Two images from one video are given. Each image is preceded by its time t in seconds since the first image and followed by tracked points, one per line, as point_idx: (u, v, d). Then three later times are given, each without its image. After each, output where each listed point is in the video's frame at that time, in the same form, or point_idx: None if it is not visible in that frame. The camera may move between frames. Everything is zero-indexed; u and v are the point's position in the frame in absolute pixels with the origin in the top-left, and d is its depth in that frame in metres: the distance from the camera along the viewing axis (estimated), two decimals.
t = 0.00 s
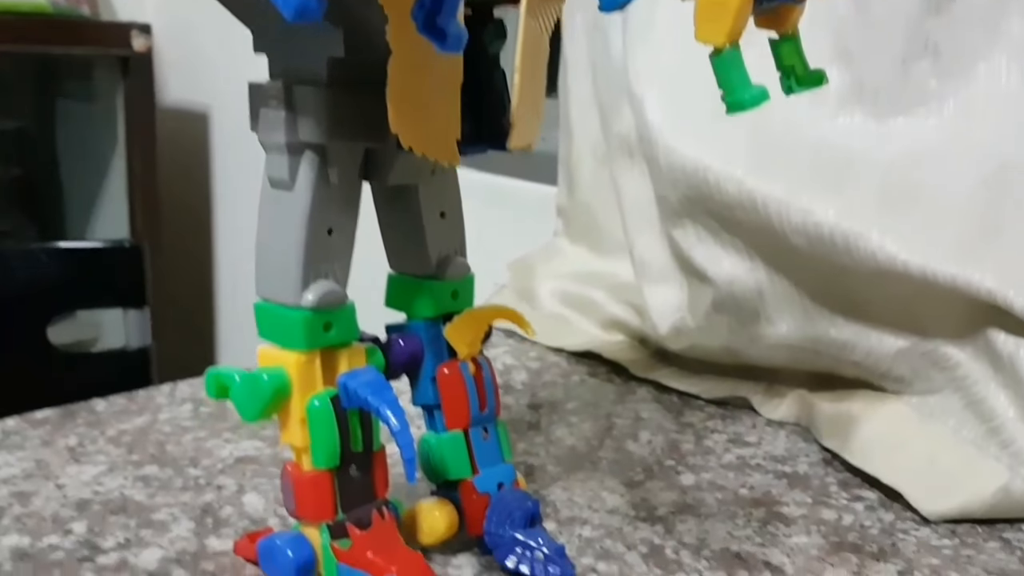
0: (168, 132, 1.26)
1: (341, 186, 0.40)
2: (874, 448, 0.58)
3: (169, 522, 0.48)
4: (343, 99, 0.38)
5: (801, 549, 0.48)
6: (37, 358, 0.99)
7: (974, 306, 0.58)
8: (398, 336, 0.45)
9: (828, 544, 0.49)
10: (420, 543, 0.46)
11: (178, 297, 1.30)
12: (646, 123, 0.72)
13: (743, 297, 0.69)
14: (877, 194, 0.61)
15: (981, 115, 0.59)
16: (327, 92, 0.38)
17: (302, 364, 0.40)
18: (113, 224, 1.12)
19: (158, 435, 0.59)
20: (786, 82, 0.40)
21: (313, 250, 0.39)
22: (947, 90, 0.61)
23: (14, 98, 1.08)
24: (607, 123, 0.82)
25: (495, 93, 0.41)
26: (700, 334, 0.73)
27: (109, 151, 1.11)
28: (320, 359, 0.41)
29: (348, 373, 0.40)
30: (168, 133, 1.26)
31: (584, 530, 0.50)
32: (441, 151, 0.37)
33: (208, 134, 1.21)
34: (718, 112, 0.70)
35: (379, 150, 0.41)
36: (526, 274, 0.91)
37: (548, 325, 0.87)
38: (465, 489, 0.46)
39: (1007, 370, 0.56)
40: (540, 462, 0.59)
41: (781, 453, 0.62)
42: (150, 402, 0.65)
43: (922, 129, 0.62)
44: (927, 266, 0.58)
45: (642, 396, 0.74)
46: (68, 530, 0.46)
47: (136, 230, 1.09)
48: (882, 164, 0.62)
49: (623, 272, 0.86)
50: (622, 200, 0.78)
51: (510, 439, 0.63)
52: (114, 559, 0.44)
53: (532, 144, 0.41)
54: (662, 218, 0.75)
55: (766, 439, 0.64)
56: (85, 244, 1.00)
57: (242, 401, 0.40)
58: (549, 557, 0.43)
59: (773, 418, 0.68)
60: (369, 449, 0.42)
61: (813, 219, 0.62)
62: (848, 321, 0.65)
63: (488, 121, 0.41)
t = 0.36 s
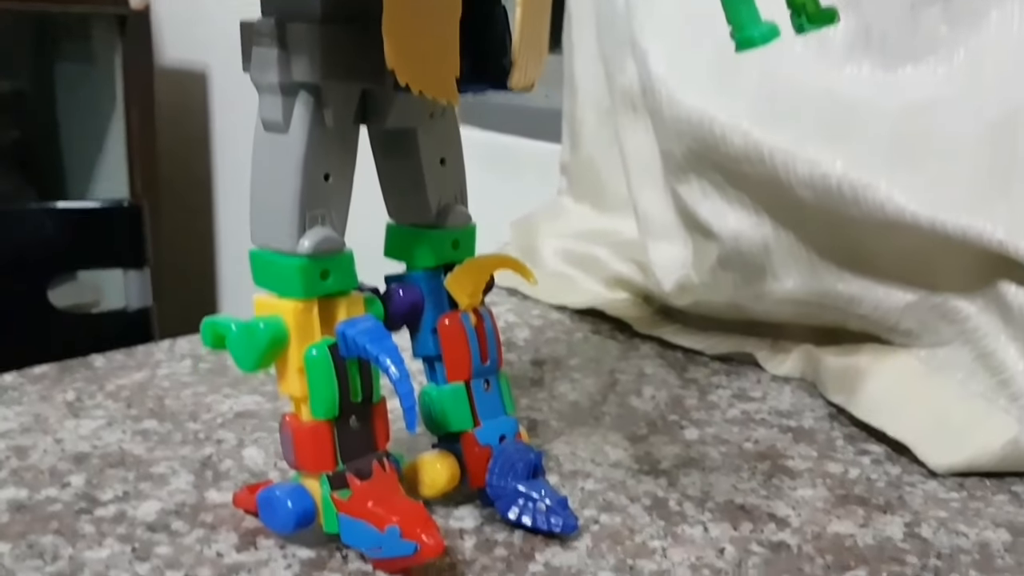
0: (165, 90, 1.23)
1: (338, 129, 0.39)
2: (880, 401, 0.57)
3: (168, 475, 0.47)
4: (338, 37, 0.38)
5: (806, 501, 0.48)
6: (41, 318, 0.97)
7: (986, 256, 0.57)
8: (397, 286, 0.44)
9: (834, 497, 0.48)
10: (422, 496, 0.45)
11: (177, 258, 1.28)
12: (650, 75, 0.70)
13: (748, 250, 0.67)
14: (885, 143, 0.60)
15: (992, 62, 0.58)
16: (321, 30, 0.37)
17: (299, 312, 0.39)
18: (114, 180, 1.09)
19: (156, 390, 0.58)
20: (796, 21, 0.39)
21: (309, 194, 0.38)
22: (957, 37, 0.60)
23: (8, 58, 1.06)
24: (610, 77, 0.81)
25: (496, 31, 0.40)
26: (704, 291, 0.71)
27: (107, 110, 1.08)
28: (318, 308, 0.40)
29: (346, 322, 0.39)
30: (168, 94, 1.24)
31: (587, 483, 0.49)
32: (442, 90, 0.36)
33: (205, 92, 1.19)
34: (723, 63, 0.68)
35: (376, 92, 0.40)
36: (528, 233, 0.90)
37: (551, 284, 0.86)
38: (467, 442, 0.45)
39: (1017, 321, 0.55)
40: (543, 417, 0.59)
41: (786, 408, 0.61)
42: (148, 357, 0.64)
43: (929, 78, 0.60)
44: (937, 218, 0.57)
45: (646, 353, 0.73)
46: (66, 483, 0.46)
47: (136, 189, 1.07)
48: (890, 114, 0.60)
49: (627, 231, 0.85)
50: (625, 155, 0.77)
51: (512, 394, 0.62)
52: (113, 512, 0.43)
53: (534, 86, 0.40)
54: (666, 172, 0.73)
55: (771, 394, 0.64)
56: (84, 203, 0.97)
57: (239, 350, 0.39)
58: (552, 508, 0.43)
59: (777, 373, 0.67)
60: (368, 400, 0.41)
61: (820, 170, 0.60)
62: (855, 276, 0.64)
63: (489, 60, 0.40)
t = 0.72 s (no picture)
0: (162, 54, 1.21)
1: (337, 72, 0.38)
2: (891, 353, 0.57)
3: (172, 433, 0.47)
4: None
5: (817, 453, 0.47)
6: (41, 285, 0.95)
7: (1000, 204, 0.56)
8: (401, 239, 0.43)
9: (846, 448, 0.48)
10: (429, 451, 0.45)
11: (177, 225, 1.27)
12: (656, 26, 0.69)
13: (757, 204, 0.66)
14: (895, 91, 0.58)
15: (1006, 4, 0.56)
16: None
17: (301, 264, 0.38)
18: (111, 144, 1.07)
19: (159, 350, 0.58)
20: None
21: (308, 140, 0.37)
22: None
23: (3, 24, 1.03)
24: (614, 30, 0.79)
25: None
26: (712, 247, 0.70)
27: (104, 78, 1.07)
28: (320, 260, 0.39)
29: (349, 274, 0.38)
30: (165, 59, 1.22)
31: (595, 437, 0.49)
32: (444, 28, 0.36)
33: (202, 56, 1.18)
34: (727, 7, 0.65)
35: (375, 35, 0.39)
36: (532, 193, 0.89)
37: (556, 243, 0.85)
38: (474, 395, 0.44)
39: None
40: (550, 374, 0.58)
41: (797, 361, 0.61)
42: (150, 319, 0.63)
43: (940, 24, 0.58)
44: (950, 164, 0.56)
45: (653, 310, 0.72)
46: (69, 442, 0.45)
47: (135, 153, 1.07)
48: (901, 61, 0.59)
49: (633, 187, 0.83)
50: (629, 109, 0.76)
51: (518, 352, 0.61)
52: (117, 470, 0.43)
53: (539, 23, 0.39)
54: (671, 126, 0.72)
55: (780, 348, 0.63)
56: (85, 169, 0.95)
57: (241, 303, 0.38)
58: (560, 461, 0.42)
59: (787, 328, 0.67)
60: (373, 353, 0.40)
61: (830, 120, 0.59)
62: (867, 229, 0.63)
63: None
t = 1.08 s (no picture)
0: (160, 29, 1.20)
1: (338, 39, 0.37)
2: (900, 320, 0.56)
3: (179, 408, 0.47)
4: None
5: (827, 421, 0.47)
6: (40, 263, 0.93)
7: (1009, 168, 0.55)
8: (405, 210, 0.43)
9: (855, 416, 0.48)
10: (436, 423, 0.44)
11: (178, 202, 1.27)
12: None
13: (764, 173, 0.65)
14: (903, 55, 0.57)
15: None
16: None
17: (305, 235, 0.38)
18: (111, 121, 1.06)
19: (164, 326, 0.58)
20: None
21: (309, 109, 0.37)
22: None
23: (3, 6, 1.02)
24: None
25: None
26: (718, 217, 0.70)
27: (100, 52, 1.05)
28: (324, 232, 0.38)
29: (354, 245, 0.38)
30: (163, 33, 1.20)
31: (602, 408, 0.48)
32: None
33: (202, 32, 1.17)
34: None
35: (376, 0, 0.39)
36: (535, 165, 0.88)
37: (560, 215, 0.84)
38: (480, 366, 0.44)
39: None
40: (556, 345, 0.57)
41: (805, 330, 0.61)
42: (154, 295, 0.63)
43: None
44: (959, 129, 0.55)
45: (659, 282, 0.72)
46: (75, 417, 0.45)
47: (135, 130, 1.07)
48: (908, 23, 0.58)
49: (638, 159, 0.84)
50: (633, 79, 0.75)
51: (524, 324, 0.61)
52: (124, 444, 0.43)
53: None
54: (677, 94, 0.71)
55: (788, 317, 0.63)
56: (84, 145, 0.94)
57: (245, 276, 0.38)
58: (568, 432, 0.42)
59: (795, 297, 0.67)
60: (379, 325, 0.40)
61: (837, 86, 0.59)
62: (875, 196, 0.62)
63: None
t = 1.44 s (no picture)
0: (164, 15, 1.19)
1: (343, 15, 0.37)
2: (913, 296, 0.56)
3: (188, 391, 0.47)
4: None
5: (840, 399, 0.47)
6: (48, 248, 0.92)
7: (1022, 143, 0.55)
8: (413, 190, 0.42)
9: (868, 393, 0.47)
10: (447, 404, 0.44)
11: (183, 189, 1.26)
12: None
13: (774, 153, 0.64)
14: (915, 30, 0.57)
15: None
16: None
17: (312, 215, 0.37)
18: (118, 108, 1.06)
19: (172, 310, 0.57)
20: None
21: (315, 86, 0.37)
22: None
23: None
24: None
25: None
26: (727, 196, 0.69)
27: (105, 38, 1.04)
28: (331, 211, 0.38)
29: (361, 224, 0.38)
30: (166, 17, 1.19)
31: (613, 388, 0.48)
32: None
33: (206, 19, 1.16)
34: None
35: None
36: (542, 147, 0.88)
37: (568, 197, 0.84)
38: (490, 347, 0.43)
39: None
40: (565, 326, 0.57)
41: (816, 309, 0.60)
42: (162, 279, 0.63)
43: None
44: (972, 105, 0.55)
45: (668, 263, 0.71)
46: (84, 401, 0.45)
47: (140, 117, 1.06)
48: None
49: (647, 140, 0.83)
50: (641, 57, 0.75)
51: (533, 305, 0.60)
52: (133, 427, 0.43)
53: None
54: (685, 72, 0.71)
55: (799, 297, 0.63)
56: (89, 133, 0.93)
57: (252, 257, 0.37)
58: (579, 412, 0.42)
59: (806, 277, 0.66)
60: (388, 306, 0.40)
61: (849, 63, 0.58)
62: (885, 172, 0.62)
63: None
